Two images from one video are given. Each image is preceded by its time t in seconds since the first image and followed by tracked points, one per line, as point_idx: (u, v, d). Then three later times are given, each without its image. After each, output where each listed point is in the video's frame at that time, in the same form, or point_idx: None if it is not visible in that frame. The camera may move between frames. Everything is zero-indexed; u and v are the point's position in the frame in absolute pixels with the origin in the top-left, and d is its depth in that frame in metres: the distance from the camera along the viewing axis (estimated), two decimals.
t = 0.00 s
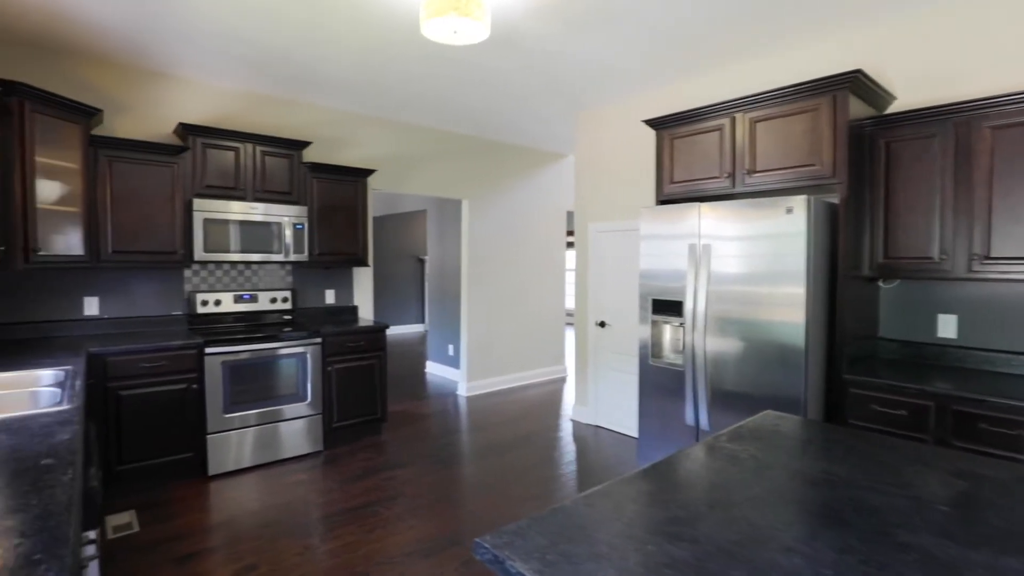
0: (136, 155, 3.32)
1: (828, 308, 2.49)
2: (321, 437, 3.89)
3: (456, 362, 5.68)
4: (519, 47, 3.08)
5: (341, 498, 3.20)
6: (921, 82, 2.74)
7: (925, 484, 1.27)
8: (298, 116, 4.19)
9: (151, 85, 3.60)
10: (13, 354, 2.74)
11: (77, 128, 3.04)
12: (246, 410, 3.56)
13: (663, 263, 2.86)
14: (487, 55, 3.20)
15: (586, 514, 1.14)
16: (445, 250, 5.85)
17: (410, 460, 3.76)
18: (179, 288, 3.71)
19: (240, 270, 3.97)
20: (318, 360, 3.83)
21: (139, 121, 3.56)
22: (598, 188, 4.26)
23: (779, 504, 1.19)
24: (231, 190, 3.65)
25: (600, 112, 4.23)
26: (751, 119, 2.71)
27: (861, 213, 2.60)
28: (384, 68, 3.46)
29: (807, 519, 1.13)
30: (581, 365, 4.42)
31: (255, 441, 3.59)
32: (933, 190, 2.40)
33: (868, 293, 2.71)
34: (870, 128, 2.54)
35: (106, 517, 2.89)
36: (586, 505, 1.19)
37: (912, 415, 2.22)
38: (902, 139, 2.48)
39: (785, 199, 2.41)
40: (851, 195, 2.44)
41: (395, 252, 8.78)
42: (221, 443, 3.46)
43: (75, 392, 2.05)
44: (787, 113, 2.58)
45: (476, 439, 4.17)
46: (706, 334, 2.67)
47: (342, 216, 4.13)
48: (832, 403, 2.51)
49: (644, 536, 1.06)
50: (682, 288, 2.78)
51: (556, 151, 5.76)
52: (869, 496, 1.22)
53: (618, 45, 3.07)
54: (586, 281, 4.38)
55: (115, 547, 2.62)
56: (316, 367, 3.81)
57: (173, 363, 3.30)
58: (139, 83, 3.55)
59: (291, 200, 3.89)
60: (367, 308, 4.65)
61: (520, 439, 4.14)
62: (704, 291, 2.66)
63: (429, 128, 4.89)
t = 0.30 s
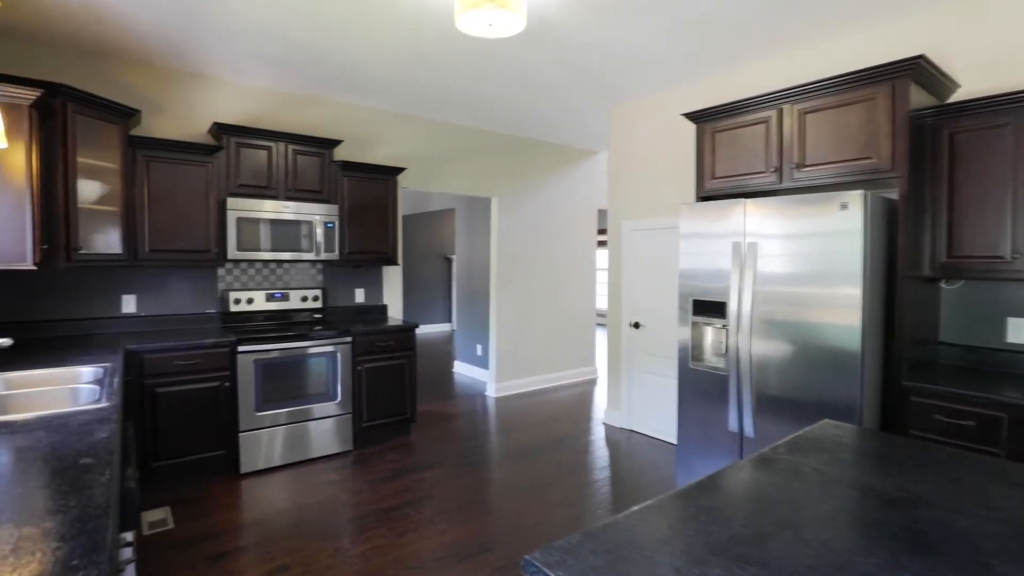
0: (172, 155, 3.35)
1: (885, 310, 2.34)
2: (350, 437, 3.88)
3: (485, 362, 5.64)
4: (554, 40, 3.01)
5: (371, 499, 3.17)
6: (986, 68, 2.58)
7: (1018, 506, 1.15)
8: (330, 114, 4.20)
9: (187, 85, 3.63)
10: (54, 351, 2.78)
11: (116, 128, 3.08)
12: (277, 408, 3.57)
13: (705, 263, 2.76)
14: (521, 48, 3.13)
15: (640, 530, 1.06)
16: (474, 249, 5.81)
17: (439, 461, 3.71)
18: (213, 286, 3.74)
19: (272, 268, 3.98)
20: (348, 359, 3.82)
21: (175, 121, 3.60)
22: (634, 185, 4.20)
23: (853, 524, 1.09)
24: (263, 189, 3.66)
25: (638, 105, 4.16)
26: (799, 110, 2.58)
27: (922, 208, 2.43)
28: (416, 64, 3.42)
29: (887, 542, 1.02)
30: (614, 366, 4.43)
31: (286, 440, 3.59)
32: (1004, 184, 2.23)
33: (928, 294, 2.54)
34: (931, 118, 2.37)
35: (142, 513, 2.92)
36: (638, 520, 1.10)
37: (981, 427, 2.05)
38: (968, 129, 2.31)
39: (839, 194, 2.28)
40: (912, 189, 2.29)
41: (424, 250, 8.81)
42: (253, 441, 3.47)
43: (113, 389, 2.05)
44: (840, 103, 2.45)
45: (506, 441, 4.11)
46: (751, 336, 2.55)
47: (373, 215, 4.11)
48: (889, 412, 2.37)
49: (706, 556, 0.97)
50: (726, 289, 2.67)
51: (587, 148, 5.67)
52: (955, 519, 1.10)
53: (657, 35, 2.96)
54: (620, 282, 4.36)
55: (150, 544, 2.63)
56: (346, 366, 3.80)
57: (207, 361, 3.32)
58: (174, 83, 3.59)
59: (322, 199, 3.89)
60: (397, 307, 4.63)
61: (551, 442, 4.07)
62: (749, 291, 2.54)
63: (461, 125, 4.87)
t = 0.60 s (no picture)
0: (204, 153, 3.35)
1: (953, 313, 2.21)
2: (378, 437, 3.84)
3: (515, 363, 5.57)
4: (590, 30, 2.90)
5: (400, 501, 3.11)
6: None
7: None
8: (360, 112, 4.17)
9: (220, 84, 3.65)
10: (90, 347, 2.81)
11: (151, 128, 3.09)
12: (307, 407, 3.55)
13: (751, 265, 2.68)
14: (555, 39, 3.03)
15: (701, 556, 0.95)
16: (503, 248, 5.72)
17: (469, 464, 3.64)
18: (245, 284, 3.75)
19: (302, 267, 3.97)
20: (377, 359, 3.78)
21: (209, 120, 3.61)
22: (671, 182, 4.08)
23: (948, 556, 0.96)
24: (294, 187, 3.65)
25: (675, 98, 4.03)
26: (856, 98, 2.43)
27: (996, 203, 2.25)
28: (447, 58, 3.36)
29: None
30: (648, 368, 4.33)
31: (315, 439, 3.57)
32: None
33: (1001, 297, 2.34)
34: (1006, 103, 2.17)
35: (174, 510, 2.92)
36: (699, 544, 1.00)
37: None
38: None
39: (903, 188, 2.18)
40: (985, 181, 2.11)
41: (453, 249, 8.81)
42: (283, 440, 3.46)
43: (145, 388, 2.02)
44: (902, 90, 2.29)
45: (536, 444, 4.01)
46: (801, 339, 2.48)
47: (402, 213, 4.07)
48: (955, 422, 2.21)
49: None
50: (774, 289, 2.59)
51: (620, 144, 5.53)
52: None
53: (698, 21, 2.83)
54: (654, 282, 4.24)
55: (181, 542, 2.63)
56: (375, 365, 3.76)
57: (239, 359, 3.32)
58: (208, 83, 3.60)
59: (352, 196, 3.86)
60: (426, 306, 4.58)
61: (584, 447, 3.96)
62: (801, 291, 2.47)
63: (491, 122, 4.79)
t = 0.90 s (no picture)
0: (235, 152, 3.35)
1: None
2: (406, 438, 3.80)
3: (543, 364, 5.47)
4: (627, 17, 2.77)
5: (427, 505, 3.05)
6: None
7: None
8: (389, 109, 4.13)
9: (251, 82, 3.65)
10: (122, 345, 2.83)
11: (184, 127, 3.10)
12: (335, 407, 3.52)
13: (799, 266, 2.56)
14: (589, 28, 2.92)
15: None
16: (531, 246, 5.63)
17: (497, 468, 3.56)
18: (274, 283, 3.75)
19: (331, 266, 3.95)
20: (405, 359, 3.73)
21: (239, 119, 3.61)
22: (709, 178, 3.92)
23: None
24: (323, 185, 3.62)
25: (714, 91, 3.87)
26: (919, 85, 2.28)
27: None
28: (477, 51, 3.28)
29: None
30: (683, 372, 4.19)
31: (343, 439, 3.55)
32: None
33: None
34: None
35: (203, 509, 2.92)
36: None
37: None
38: None
39: (973, 182, 2.02)
40: None
41: (481, 247, 8.77)
42: (311, 440, 3.44)
43: (170, 389, 2.00)
44: (972, 75, 2.13)
45: (565, 449, 3.91)
46: (854, 344, 2.35)
47: (431, 211, 4.01)
48: None
49: None
50: (824, 292, 2.46)
51: (653, 139, 5.37)
52: None
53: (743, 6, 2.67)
54: (690, 283, 4.09)
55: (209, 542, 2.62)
56: (402, 366, 3.71)
57: (268, 359, 3.31)
58: (238, 82, 3.60)
59: (381, 195, 3.82)
60: (454, 305, 4.52)
61: (615, 453, 3.84)
62: (855, 294, 2.34)
63: (521, 118, 4.70)
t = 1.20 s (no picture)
0: (263, 151, 3.33)
1: None
2: (431, 441, 3.73)
3: (572, 366, 5.35)
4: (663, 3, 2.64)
5: (452, 511, 2.98)
6: None
7: None
8: (417, 107, 4.08)
9: (279, 81, 3.64)
10: (150, 344, 2.83)
11: (212, 126, 3.10)
12: (361, 409, 3.48)
13: (852, 267, 2.38)
14: (622, 16, 2.79)
15: None
16: (560, 246, 5.51)
17: (525, 474, 3.46)
18: (301, 282, 3.73)
19: (358, 265, 3.92)
20: (431, 360, 3.67)
21: (267, 118, 3.61)
22: (749, 174, 3.74)
23: None
24: (350, 184, 3.59)
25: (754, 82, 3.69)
26: (990, 67, 2.09)
27: None
28: (506, 44, 3.19)
29: None
30: (718, 377, 4.01)
31: (369, 441, 3.50)
32: None
33: None
34: None
35: (228, 509, 2.91)
36: None
37: None
38: None
39: None
40: None
41: (509, 247, 8.69)
42: (337, 441, 3.40)
43: (192, 391, 1.97)
44: None
45: (595, 455, 3.79)
46: (914, 352, 2.17)
47: (458, 210, 3.94)
48: None
49: None
50: (881, 295, 2.28)
51: (688, 135, 5.19)
52: None
53: None
54: (727, 284, 3.91)
55: (233, 543, 2.59)
56: (429, 367, 3.65)
57: (294, 359, 3.28)
58: (267, 81, 3.60)
59: (407, 193, 3.76)
60: (481, 306, 4.44)
61: (647, 460, 3.69)
62: (916, 298, 2.16)
63: (551, 115, 4.59)
